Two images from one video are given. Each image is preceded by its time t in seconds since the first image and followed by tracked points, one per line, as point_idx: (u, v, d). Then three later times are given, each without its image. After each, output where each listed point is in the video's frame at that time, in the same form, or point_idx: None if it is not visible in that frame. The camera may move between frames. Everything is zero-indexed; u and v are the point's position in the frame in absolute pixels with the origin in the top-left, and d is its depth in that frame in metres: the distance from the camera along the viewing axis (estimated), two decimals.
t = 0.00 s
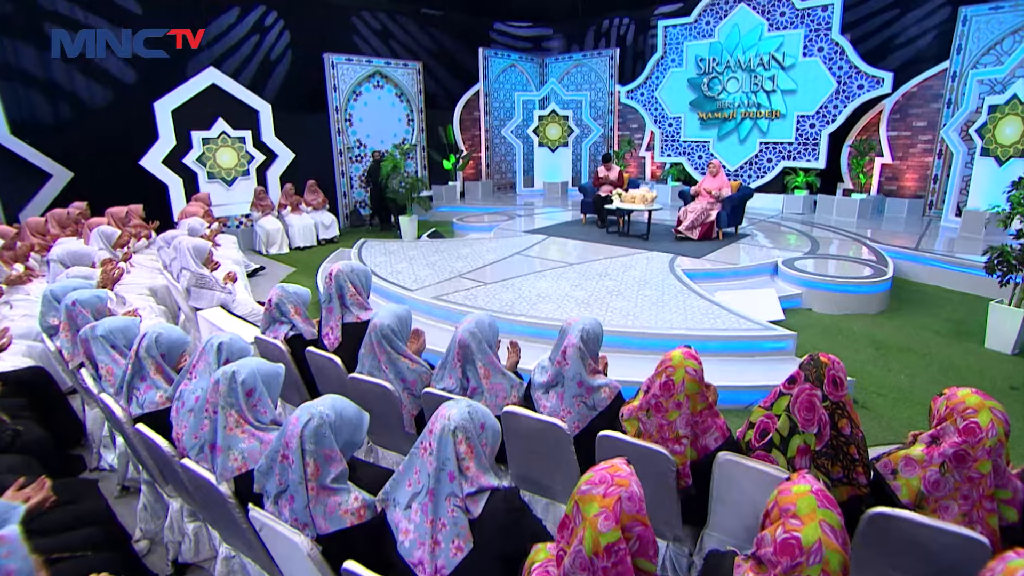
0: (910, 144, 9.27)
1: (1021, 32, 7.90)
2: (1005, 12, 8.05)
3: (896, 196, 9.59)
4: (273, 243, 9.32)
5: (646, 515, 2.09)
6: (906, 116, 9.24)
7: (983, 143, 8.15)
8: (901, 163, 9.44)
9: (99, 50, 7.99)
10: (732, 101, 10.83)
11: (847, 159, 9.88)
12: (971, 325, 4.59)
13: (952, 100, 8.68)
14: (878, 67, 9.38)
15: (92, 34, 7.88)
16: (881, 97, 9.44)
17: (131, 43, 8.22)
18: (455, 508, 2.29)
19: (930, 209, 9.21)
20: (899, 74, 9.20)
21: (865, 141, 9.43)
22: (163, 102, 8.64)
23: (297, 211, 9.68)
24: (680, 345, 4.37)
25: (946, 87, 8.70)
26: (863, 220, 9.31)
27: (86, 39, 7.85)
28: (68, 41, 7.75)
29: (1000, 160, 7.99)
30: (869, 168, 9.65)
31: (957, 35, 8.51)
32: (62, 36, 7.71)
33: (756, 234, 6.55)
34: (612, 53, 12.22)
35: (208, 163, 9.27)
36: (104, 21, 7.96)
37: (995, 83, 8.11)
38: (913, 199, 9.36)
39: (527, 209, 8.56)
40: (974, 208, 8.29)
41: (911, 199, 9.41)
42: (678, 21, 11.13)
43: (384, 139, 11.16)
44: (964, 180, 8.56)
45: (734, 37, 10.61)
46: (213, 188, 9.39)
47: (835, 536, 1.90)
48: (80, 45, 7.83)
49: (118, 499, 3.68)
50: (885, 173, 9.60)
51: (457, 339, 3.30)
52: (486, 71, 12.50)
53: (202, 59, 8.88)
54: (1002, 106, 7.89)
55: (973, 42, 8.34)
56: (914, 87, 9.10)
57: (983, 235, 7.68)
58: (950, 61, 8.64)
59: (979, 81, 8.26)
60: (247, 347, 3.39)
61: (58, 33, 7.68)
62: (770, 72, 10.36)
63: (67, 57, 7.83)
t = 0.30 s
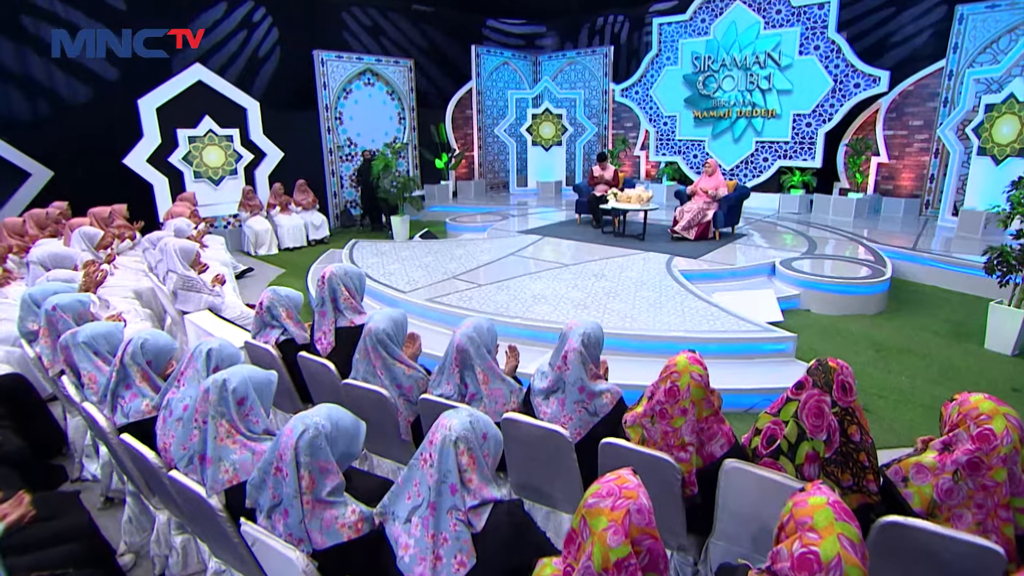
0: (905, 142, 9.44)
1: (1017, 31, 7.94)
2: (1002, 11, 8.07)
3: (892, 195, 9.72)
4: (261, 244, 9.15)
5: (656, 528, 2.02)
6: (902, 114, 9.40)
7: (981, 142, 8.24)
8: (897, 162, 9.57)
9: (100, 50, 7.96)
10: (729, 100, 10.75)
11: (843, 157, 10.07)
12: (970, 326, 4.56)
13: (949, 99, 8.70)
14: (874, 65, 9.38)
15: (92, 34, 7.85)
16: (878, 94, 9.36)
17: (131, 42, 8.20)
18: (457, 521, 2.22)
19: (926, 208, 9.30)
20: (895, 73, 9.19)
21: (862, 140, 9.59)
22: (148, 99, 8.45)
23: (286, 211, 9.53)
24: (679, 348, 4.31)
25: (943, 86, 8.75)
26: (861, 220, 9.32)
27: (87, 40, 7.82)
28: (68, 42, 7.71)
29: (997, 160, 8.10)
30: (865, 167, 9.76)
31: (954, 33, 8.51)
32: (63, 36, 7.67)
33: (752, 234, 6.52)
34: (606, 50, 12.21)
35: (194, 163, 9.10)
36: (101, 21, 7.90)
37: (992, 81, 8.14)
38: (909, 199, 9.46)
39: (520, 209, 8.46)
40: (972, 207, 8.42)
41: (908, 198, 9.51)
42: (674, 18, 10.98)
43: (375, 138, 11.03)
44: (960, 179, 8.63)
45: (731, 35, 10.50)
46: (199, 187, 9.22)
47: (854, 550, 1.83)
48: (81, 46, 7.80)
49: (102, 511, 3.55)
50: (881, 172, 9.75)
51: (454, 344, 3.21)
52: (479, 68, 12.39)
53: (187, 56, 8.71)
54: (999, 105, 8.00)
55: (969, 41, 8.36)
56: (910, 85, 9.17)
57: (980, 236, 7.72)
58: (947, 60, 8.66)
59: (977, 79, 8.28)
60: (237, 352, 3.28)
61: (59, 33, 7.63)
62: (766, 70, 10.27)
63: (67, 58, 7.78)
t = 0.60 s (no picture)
0: (903, 142, 9.30)
1: (1014, 29, 7.97)
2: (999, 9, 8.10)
3: (890, 195, 9.64)
4: (250, 245, 9.02)
5: (668, 542, 1.95)
6: (900, 113, 9.25)
7: (978, 141, 8.28)
8: (895, 161, 9.45)
9: (100, 50, 7.90)
10: (724, 98, 10.75)
11: (841, 155, 9.90)
12: (971, 327, 4.53)
13: (946, 98, 8.69)
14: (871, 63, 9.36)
15: (93, 35, 7.80)
16: (874, 94, 9.40)
17: (131, 43, 8.15)
18: (461, 536, 2.13)
19: (924, 208, 9.28)
20: (892, 71, 9.18)
21: (860, 139, 9.37)
22: (131, 96, 8.26)
23: (275, 211, 9.37)
24: (679, 351, 4.25)
25: (941, 84, 8.73)
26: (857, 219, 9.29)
27: (88, 40, 7.77)
28: (68, 42, 7.64)
29: (994, 159, 8.13)
30: (863, 166, 9.69)
31: (951, 31, 8.51)
32: (62, 36, 7.60)
33: (749, 235, 6.48)
34: (600, 48, 12.11)
35: (180, 161, 8.92)
36: (105, 22, 7.88)
37: (990, 80, 8.20)
38: (907, 199, 9.40)
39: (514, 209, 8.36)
40: (970, 207, 8.43)
41: (906, 198, 9.44)
42: (670, 16, 11.02)
43: (366, 137, 10.89)
44: (958, 179, 8.66)
45: (729, 32, 10.49)
46: (185, 186, 9.05)
47: (873, 564, 1.76)
48: (80, 46, 7.73)
49: (85, 523, 3.42)
50: (879, 171, 9.63)
51: (452, 349, 3.11)
52: (471, 66, 12.28)
53: (172, 52, 8.52)
54: (997, 103, 8.06)
55: (967, 39, 8.36)
56: (907, 84, 9.09)
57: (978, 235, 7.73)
58: (945, 58, 8.64)
59: (974, 78, 8.32)
60: (227, 359, 3.17)
61: (59, 32, 7.56)
62: (762, 67, 10.30)
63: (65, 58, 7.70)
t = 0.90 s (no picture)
0: (900, 141, 9.35)
1: (1011, 28, 7.97)
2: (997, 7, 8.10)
3: (886, 194, 9.65)
4: (238, 245, 8.87)
5: (681, 557, 1.90)
6: (897, 113, 9.33)
7: (976, 140, 8.28)
8: (891, 160, 9.48)
9: (100, 50, 7.86)
10: (720, 96, 10.68)
11: (837, 154, 10.04)
12: (970, 327, 4.51)
13: (943, 96, 8.71)
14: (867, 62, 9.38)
15: (92, 34, 7.75)
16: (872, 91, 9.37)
17: (131, 43, 8.10)
18: (464, 551, 2.06)
19: (920, 207, 9.31)
20: (890, 69, 9.18)
21: (856, 138, 9.46)
22: (115, 92, 8.07)
23: (264, 211, 9.22)
24: (678, 353, 4.20)
25: (938, 83, 8.72)
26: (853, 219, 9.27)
27: (87, 39, 7.71)
28: (68, 42, 7.57)
29: (992, 158, 8.11)
30: (859, 165, 9.67)
31: (949, 29, 8.52)
32: (62, 36, 7.54)
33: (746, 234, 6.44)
34: (595, 45, 12.08)
35: (166, 160, 8.75)
36: (105, 21, 7.83)
37: (987, 78, 8.20)
38: (904, 198, 9.41)
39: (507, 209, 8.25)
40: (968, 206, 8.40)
41: (902, 197, 9.45)
42: (665, 13, 10.89)
43: (357, 135, 10.76)
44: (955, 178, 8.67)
45: (726, 29, 10.40)
46: (171, 185, 8.88)
47: None
48: (80, 46, 7.68)
49: (67, 536, 3.31)
50: (876, 170, 9.66)
51: (451, 354, 3.03)
52: (464, 63, 12.18)
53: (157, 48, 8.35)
54: (994, 102, 8.06)
55: (964, 37, 8.37)
56: (904, 83, 9.14)
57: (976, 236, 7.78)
58: (942, 56, 8.65)
59: (971, 76, 8.33)
60: (217, 365, 3.06)
61: (59, 32, 7.50)
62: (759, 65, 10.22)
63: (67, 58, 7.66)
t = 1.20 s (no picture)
0: (899, 139, 9.42)
1: (1010, 25, 7.92)
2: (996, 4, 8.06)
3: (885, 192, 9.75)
4: (227, 245, 8.72)
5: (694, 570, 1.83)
6: (895, 111, 9.38)
7: (975, 139, 8.31)
8: (889, 159, 9.57)
9: (100, 50, 7.80)
10: (717, 94, 10.61)
11: (835, 153, 10.01)
12: (972, 328, 4.48)
13: (942, 94, 8.70)
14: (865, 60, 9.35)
15: (92, 34, 7.69)
16: (871, 89, 9.32)
17: (131, 43, 8.06)
18: (470, 565, 1.99)
19: (920, 206, 9.36)
20: (889, 67, 9.15)
21: (855, 137, 9.40)
22: (98, 86, 7.86)
23: (253, 210, 9.07)
24: (677, 354, 4.14)
25: (936, 81, 8.73)
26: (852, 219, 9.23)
27: (86, 39, 7.65)
28: (68, 42, 7.51)
29: (992, 157, 8.15)
30: (858, 164, 9.59)
31: (947, 27, 8.52)
32: (62, 36, 7.48)
33: (744, 234, 6.38)
34: (591, 41, 11.93)
35: (152, 157, 8.57)
36: (106, 22, 7.79)
37: (986, 77, 8.20)
38: (903, 196, 9.48)
39: (502, 208, 8.14)
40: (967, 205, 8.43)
41: (901, 196, 9.52)
42: (662, 9, 10.78)
43: (348, 132, 10.61)
44: (953, 176, 8.68)
45: (725, 26, 10.32)
46: (158, 183, 8.70)
47: None
48: (80, 46, 7.61)
49: (50, 548, 3.18)
50: (874, 170, 9.75)
51: (449, 358, 2.94)
52: (457, 60, 12.05)
53: (142, 42, 8.15)
54: (994, 100, 8.08)
55: (963, 34, 8.36)
56: (902, 80, 9.12)
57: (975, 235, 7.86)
58: (941, 53, 8.65)
59: (971, 74, 8.33)
60: (209, 370, 2.94)
61: (59, 32, 7.44)
62: (756, 62, 10.17)
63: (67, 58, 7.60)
